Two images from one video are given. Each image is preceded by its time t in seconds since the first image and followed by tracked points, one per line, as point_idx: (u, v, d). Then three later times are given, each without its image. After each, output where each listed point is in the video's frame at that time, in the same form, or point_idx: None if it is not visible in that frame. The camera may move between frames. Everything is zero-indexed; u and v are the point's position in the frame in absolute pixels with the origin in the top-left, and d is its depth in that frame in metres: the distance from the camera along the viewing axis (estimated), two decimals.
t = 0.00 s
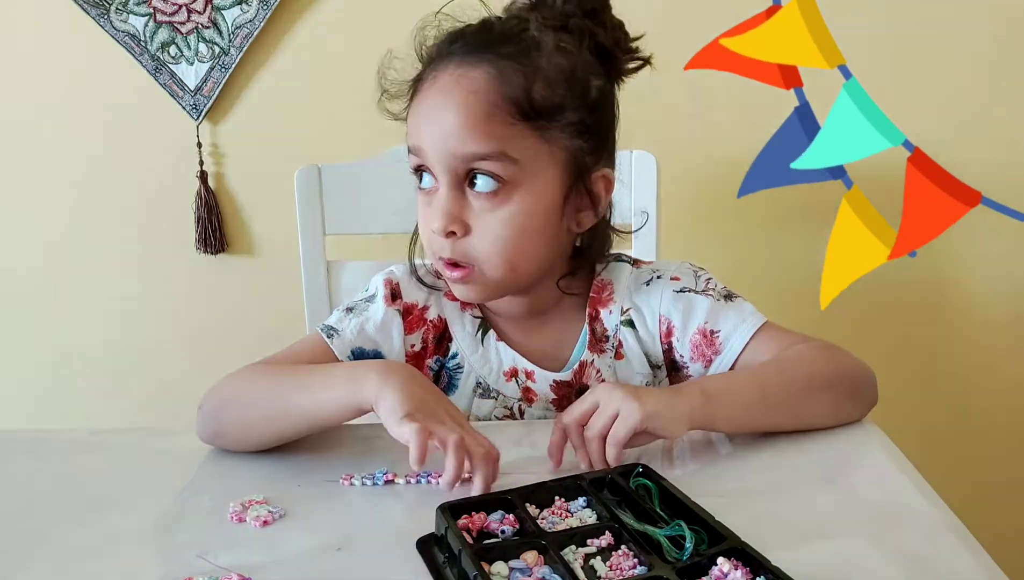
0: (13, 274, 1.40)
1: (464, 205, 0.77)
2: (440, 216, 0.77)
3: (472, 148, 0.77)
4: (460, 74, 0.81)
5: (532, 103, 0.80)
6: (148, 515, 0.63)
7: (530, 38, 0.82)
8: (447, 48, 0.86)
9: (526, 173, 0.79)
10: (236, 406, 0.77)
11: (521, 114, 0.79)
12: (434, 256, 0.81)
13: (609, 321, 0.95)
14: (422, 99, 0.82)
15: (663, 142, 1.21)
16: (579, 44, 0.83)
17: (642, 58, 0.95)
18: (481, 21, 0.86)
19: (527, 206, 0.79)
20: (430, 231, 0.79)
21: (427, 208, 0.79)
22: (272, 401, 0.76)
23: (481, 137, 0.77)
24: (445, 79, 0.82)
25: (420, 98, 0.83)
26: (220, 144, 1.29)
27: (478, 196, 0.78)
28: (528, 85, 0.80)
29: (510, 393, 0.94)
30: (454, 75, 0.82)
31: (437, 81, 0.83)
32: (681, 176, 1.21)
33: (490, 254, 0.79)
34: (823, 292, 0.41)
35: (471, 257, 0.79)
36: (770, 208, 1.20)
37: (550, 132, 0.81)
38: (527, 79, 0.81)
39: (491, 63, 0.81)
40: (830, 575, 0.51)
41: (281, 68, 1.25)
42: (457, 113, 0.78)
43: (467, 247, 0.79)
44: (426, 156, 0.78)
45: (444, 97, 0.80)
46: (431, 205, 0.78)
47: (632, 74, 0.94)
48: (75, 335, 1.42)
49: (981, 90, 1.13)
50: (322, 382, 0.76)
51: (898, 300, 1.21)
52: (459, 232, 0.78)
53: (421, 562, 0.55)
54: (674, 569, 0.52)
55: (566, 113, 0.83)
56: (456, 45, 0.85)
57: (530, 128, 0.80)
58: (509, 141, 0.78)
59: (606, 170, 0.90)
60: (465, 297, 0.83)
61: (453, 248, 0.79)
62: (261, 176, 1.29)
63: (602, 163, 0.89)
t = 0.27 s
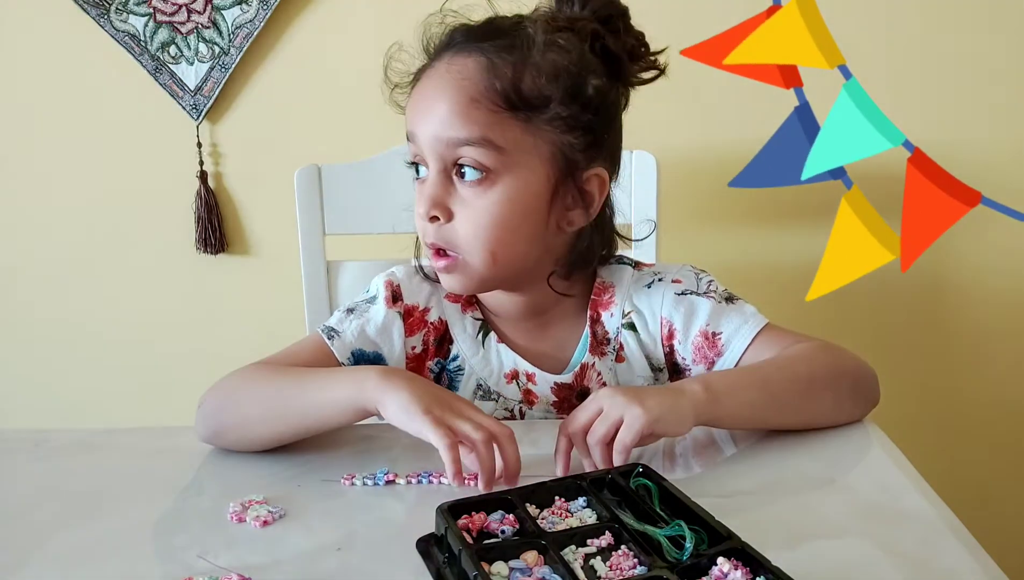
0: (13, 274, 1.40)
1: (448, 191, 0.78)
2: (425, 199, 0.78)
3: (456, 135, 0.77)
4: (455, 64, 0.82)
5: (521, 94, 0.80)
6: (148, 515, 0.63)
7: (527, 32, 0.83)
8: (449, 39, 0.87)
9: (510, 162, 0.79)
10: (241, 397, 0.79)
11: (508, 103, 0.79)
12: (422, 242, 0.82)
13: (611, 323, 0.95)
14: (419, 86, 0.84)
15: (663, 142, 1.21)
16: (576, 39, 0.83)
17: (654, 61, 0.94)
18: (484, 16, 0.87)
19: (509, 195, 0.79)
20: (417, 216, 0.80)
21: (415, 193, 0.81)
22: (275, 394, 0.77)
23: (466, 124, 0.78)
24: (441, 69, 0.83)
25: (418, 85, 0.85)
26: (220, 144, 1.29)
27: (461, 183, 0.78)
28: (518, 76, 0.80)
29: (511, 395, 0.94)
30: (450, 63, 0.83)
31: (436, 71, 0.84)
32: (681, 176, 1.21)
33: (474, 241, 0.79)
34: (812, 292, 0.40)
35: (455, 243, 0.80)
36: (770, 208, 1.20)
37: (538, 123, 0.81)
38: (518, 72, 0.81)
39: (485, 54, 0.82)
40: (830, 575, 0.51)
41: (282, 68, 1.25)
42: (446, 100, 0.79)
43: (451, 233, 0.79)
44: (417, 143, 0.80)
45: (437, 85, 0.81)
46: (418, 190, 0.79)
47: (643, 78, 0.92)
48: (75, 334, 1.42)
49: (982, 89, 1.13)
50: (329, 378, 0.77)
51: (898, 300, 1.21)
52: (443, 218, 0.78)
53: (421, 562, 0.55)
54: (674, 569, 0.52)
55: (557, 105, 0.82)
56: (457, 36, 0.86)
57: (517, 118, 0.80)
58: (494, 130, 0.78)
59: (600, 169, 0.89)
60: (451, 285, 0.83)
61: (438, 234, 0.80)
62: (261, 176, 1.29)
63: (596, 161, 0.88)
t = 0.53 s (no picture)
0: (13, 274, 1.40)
1: (476, 204, 0.77)
2: (450, 214, 0.76)
3: (479, 147, 0.76)
4: (458, 75, 0.81)
5: (533, 96, 0.80)
6: (148, 515, 0.63)
7: (521, 32, 0.82)
8: (438, 46, 0.85)
9: (534, 166, 0.79)
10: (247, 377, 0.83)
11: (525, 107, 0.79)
12: (445, 255, 0.81)
13: (608, 321, 0.95)
14: (421, 100, 0.82)
15: (663, 142, 1.21)
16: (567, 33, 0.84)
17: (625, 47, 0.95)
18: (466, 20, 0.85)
19: (537, 198, 0.80)
20: (441, 232, 0.78)
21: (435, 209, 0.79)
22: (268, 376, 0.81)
23: (487, 134, 0.77)
24: (442, 82, 0.81)
25: (418, 99, 0.82)
26: (219, 144, 1.29)
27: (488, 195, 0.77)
28: (528, 78, 0.80)
29: (502, 393, 0.94)
30: (452, 74, 0.81)
31: (435, 86, 0.82)
32: (681, 175, 1.21)
33: (506, 249, 0.79)
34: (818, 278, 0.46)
35: (486, 252, 0.79)
36: (770, 208, 1.20)
37: (553, 123, 0.82)
38: (527, 76, 0.80)
39: (488, 63, 0.80)
40: (831, 575, 0.51)
41: (281, 68, 1.25)
42: (461, 113, 0.77)
43: (480, 244, 0.79)
44: (430, 159, 0.78)
45: (445, 99, 0.79)
46: (439, 207, 0.78)
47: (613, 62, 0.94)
48: (75, 335, 1.42)
49: (981, 88, 1.13)
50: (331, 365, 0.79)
51: (898, 300, 1.21)
52: (472, 231, 0.77)
53: (421, 561, 0.55)
54: (675, 569, 0.52)
55: (565, 103, 0.83)
56: (448, 43, 0.84)
57: (533, 121, 0.80)
58: (514, 136, 0.78)
59: (604, 159, 0.91)
60: (478, 293, 0.83)
61: (467, 246, 0.79)
62: (261, 176, 1.29)
63: (599, 150, 0.90)
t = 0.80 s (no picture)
0: (13, 273, 1.40)
1: (473, 218, 0.78)
2: (447, 228, 0.77)
3: (479, 163, 0.77)
4: (458, 86, 0.80)
5: (532, 109, 0.80)
6: (148, 515, 0.63)
7: (521, 42, 0.81)
8: (437, 54, 0.84)
9: (532, 180, 0.80)
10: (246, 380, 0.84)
11: (524, 122, 0.79)
12: (442, 264, 0.82)
13: (601, 325, 0.95)
14: (420, 111, 0.81)
15: (663, 142, 1.21)
16: (568, 43, 0.83)
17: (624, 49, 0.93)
18: (466, 26, 0.84)
19: (534, 213, 0.80)
20: (439, 243, 0.79)
21: (434, 221, 0.80)
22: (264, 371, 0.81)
23: (486, 150, 0.77)
24: (442, 92, 0.81)
25: (417, 109, 0.82)
26: (219, 144, 1.29)
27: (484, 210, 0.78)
28: (526, 92, 0.80)
29: (490, 395, 0.93)
30: (451, 85, 0.81)
31: (435, 96, 0.81)
32: (681, 175, 1.21)
33: (503, 261, 0.80)
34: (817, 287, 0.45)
35: (483, 264, 0.81)
36: (770, 207, 1.20)
37: (550, 137, 0.82)
38: (526, 90, 0.80)
39: (488, 75, 0.80)
40: (831, 575, 0.51)
41: (281, 68, 1.25)
42: (460, 127, 0.77)
43: (477, 256, 0.80)
44: (430, 173, 0.78)
45: (445, 111, 0.79)
46: (437, 220, 0.78)
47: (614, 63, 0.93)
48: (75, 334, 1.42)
49: (981, 88, 1.13)
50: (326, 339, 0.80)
51: (898, 300, 1.21)
52: (470, 243, 0.78)
53: (421, 561, 0.55)
54: (675, 569, 0.52)
55: (564, 115, 0.83)
56: (447, 51, 0.84)
57: (532, 135, 0.80)
58: (513, 152, 0.78)
59: (601, 166, 0.91)
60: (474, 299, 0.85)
61: (464, 258, 0.80)
62: (261, 176, 1.29)
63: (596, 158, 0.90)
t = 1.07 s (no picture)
0: (13, 273, 1.40)
1: (491, 203, 0.78)
2: (466, 212, 0.76)
3: (499, 145, 0.77)
4: (472, 74, 0.81)
5: (546, 97, 0.81)
6: (148, 515, 0.63)
7: (531, 34, 0.83)
8: (447, 47, 0.85)
9: (547, 165, 0.81)
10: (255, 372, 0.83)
11: (539, 107, 0.80)
12: (456, 254, 0.81)
13: (600, 327, 0.96)
14: (434, 102, 0.81)
15: (663, 142, 1.21)
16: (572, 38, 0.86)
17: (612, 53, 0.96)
18: (474, 22, 0.85)
19: (550, 198, 0.81)
20: (456, 230, 0.78)
21: (450, 208, 0.79)
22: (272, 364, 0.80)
23: (505, 133, 0.77)
24: (457, 81, 0.81)
25: (431, 101, 0.82)
26: (219, 144, 1.29)
27: (502, 195, 0.78)
28: (540, 79, 0.81)
29: (490, 396, 0.94)
30: (466, 75, 0.81)
31: (448, 86, 0.81)
32: (681, 175, 1.21)
33: (520, 247, 0.80)
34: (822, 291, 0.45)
35: (499, 252, 0.80)
36: (770, 207, 1.20)
37: (563, 125, 0.83)
38: (541, 76, 0.81)
39: (502, 63, 0.81)
40: (830, 575, 0.51)
41: (281, 68, 1.25)
42: (478, 111, 0.78)
43: (495, 242, 0.79)
44: (447, 158, 0.77)
45: (460, 97, 0.79)
46: (455, 205, 0.78)
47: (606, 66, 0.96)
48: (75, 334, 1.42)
49: (981, 88, 1.13)
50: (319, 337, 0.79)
51: (898, 300, 1.21)
52: (488, 230, 0.78)
53: (421, 561, 0.55)
54: (675, 569, 0.52)
55: (573, 104, 0.84)
56: (457, 44, 0.84)
57: (547, 120, 0.81)
58: (530, 136, 0.79)
59: (605, 159, 0.93)
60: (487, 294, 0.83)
61: (482, 245, 0.79)
62: (261, 175, 1.29)
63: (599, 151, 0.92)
